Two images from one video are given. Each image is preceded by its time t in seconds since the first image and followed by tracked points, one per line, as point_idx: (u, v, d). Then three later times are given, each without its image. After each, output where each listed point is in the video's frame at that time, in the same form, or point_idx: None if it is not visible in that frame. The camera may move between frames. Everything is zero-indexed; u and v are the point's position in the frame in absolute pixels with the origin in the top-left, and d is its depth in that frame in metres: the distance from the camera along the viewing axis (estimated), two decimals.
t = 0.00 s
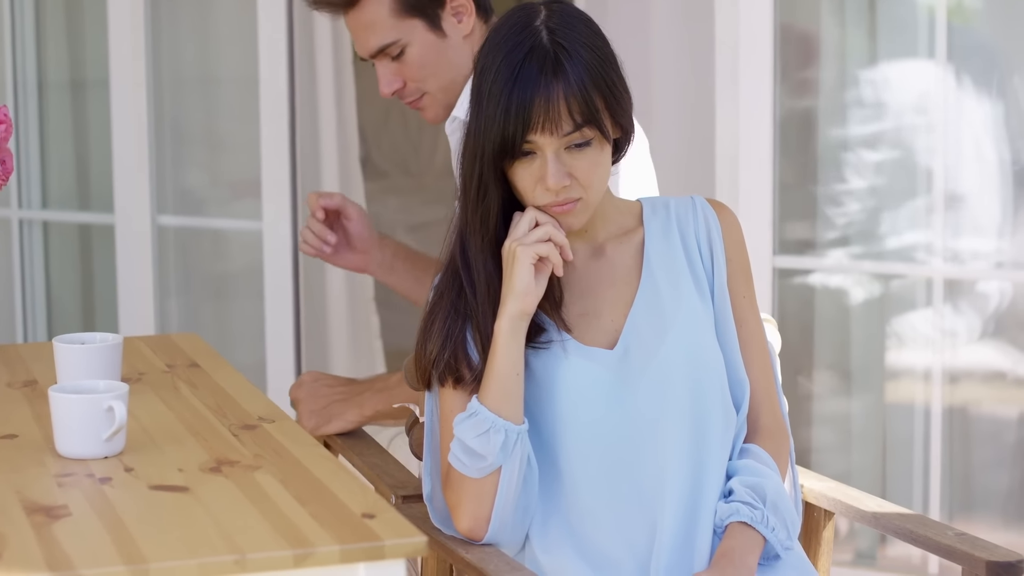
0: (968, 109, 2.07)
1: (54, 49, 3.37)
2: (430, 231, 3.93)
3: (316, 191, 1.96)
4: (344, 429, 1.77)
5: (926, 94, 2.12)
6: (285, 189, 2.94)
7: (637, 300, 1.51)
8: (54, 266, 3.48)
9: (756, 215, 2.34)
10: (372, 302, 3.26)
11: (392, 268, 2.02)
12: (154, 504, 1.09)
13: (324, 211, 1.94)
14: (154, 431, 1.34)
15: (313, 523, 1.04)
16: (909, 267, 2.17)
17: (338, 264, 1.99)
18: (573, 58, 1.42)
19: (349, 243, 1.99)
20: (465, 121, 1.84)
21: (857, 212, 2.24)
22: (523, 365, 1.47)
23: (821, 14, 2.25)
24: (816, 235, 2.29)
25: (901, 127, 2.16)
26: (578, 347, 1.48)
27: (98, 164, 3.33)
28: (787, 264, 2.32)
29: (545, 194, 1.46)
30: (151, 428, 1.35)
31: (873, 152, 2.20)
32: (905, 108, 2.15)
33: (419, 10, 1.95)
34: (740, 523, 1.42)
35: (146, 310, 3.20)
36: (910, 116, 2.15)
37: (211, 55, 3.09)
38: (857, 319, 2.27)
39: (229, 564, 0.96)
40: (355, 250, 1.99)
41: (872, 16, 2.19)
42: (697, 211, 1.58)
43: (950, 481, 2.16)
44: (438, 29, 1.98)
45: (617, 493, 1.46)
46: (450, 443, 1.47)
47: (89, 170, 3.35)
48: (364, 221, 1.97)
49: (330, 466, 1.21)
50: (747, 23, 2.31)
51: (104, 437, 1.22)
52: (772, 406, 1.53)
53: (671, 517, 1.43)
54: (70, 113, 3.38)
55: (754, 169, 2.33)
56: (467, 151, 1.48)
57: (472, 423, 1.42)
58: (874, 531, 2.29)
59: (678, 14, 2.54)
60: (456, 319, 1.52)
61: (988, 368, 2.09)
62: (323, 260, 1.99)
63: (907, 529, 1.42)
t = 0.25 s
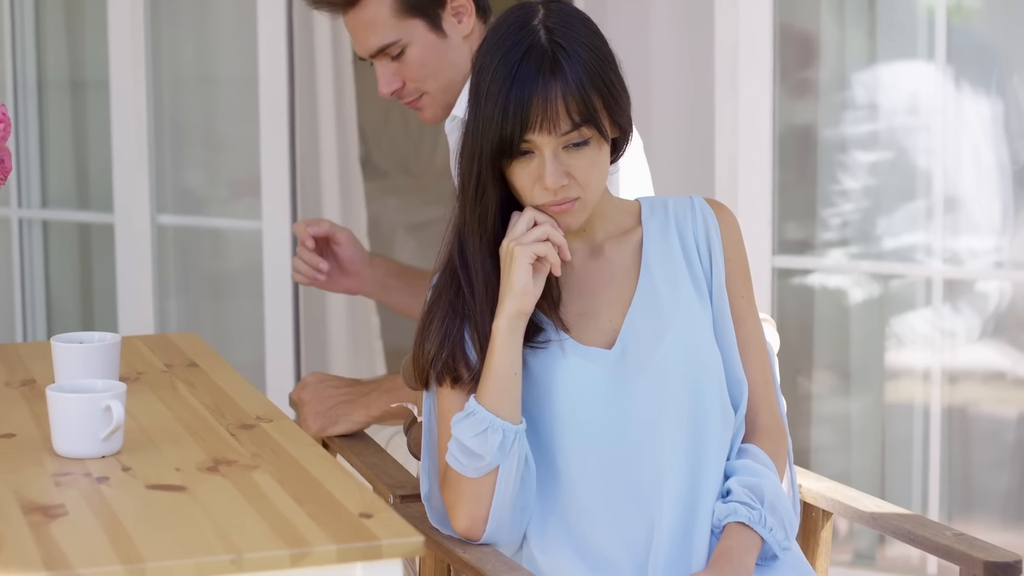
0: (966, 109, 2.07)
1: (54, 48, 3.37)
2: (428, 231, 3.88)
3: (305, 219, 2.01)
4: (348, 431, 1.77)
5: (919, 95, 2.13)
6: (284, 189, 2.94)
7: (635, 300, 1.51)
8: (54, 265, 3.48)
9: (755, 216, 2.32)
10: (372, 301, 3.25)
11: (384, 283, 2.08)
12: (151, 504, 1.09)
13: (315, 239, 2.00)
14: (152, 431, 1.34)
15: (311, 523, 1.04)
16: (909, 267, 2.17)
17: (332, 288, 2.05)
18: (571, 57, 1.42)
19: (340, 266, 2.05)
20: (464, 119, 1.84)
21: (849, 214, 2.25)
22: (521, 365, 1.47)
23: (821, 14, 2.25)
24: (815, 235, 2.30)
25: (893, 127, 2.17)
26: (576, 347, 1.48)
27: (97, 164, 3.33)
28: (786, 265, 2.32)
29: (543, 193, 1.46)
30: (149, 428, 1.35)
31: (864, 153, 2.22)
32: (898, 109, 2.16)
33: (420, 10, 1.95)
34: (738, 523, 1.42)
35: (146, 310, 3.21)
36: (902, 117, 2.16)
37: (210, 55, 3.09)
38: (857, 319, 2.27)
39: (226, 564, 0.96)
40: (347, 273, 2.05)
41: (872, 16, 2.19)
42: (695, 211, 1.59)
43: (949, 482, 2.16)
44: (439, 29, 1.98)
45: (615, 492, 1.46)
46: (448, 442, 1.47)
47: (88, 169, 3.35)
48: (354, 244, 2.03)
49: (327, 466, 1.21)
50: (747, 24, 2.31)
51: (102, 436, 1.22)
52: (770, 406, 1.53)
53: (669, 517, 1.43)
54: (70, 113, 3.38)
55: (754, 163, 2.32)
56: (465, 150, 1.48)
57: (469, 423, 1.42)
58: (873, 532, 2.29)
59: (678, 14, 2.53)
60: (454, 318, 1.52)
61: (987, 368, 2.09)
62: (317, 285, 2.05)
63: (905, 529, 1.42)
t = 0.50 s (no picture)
0: (964, 109, 2.07)
1: (52, 48, 3.37)
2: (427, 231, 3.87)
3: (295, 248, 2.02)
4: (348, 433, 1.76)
5: (915, 96, 2.14)
6: (282, 188, 2.94)
7: (631, 299, 1.51)
8: (52, 265, 3.48)
9: (754, 215, 2.34)
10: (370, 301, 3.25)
11: (374, 304, 2.09)
12: (147, 503, 1.09)
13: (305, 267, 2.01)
14: (148, 430, 1.34)
15: (306, 523, 1.04)
16: (907, 267, 2.16)
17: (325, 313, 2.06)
18: (567, 56, 1.42)
19: (332, 291, 2.06)
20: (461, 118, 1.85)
21: (844, 214, 2.25)
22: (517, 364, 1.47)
23: (818, 14, 2.25)
24: (812, 235, 2.30)
25: (889, 128, 2.17)
26: (572, 347, 1.48)
27: (94, 164, 3.33)
28: (784, 264, 2.34)
29: (540, 193, 1.46)
30: (145, 427, 1.35)
31: (859, 154, 2.22)
32: (894, 110, 2.16)
33: (418, 9, 1.95)
34: (734, 523, 1.42)
35: (144, 310, 3.21)
36: (897, 118, 2.16)
37: (207, 54, 3.09)
38: (855, 319, 2.27)
39: (222, 563, 0.96)
40: (338, 297, 2.06)
41: (869, 16, 2.19)
42: (692, 211, 1.59)
43: (947, 481, 2.16)
44: (437, 30, 1.98)
45: (612, 492, 1.46)
46: (445, 442, 1.47)
47: (86, 170, 3.35)
48: (343, 270, 2.03)
49: (324, 465, 1.21)
50: (744, 23, 2.32)
51: (98, 435, 1.22)
52: (767, 406, 1.53)
53: (665, 517, 1.43)
54: (68, 113, 3.38)
55: (749, 170, 2.34)
56: (461, 149, 1.49)
57: (465, 422, 1.43)
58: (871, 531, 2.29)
59: (676, 13, 2.53)
60: (450, 318, 1.52)
61: (985, 368, 2.09)
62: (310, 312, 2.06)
63: (902, 529, 1.42)
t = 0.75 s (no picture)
0: (964, 109, 2.07)
1: (52, 48, 3.37)
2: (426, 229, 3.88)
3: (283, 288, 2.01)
4: (349, 432, 1.77)
5: (914, 97, 2.13)
6: (282, 188, 2.94)
7: (630, 299, 1.51)
8: (52, 265, 3.48)
9: (754, 215, 2.35)
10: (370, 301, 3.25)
11: (369, 326, 2.09)
12: (146, 504, 1.09)
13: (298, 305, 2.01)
14: (147, 430, 1.34)
15: (305, 523, 1.04)
16: (908, 267, 2.16)
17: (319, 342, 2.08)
18: (566, 56, 1.42)
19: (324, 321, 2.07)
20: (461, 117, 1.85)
21: (843, 214, 2.25)
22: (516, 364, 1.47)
23: (818, 14, 2.25)
24: (812, 235, 2.30)
25: (888, 129, 2.17)
26: (571, 346, 1.48)
27: (94, 164, 3.33)
28: (784, 264, 2.34)
29: (539, 192, 1.46)
30: (144, 427, 1.35)
31: (857, 155, 2.22)
32: (892, 111, 2.16)
33: (417, 9, 1.95)
34: (733, 523, 1.42)
35: (144, 309, 3.21)
36: (896, 119, 2.16)
37: (207, 54, 3.09)
38: (855, 319, 2.27)
39: (220, 563, 0.96)
40: (331, 328, 2.07)
41: (869, 15, 2.19)
42: (691, 210, 1.59)
43: (947, 481, 2.16)
44: (437, 29, 1.98)
45: (610, 492, 1.46)
46: (443, 441, 1.47)
47: (86, 170, 3.35)
48: (335, 305, 2.04)
49: (322, 465, 1.21)
50: (743, 22, 2.32)
51: (97, 436, 1.22)
52: (766, 405, 1.53)
53: (664, 517, 1.43)
54: (67, 113, 3.38)
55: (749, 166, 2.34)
56: (459, 149, 1.49)
57: (464, 422, 1.43)
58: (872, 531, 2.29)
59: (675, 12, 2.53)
60: (449, 318, 1.53)
61: (985, 367, 2.08)
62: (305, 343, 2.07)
63: (902, 528, 1.42)
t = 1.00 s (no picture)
0: (964, 109, 2.07)
1: (52, 48, 3.37)
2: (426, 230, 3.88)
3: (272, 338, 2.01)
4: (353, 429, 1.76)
5: (914, 97, 2.13)
6: (282, 187, 2.94)
7: (629, 299, 1.51)
8: (52, 265, 3.48)
9: (753, 215, 2.34)
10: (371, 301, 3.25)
11: (370, 353, 2.08)
12: (144, 504, 1.09)
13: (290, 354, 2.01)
14: (146, 430, 1.34)
15: (303, 523, 1.04)
16: (908, 267, 2.16)
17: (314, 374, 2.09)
18: (565, 55, 1.42)
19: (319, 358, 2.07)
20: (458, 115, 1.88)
21: (842, 215, 2.26)
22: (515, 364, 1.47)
23: (818, 13, 2.25)
24: (812, 235, 2.30)
25: (887, 130, 2.17)
26: (570, 346, 1.48)
27: (94, 164, 3.33)
28: (784, 264, 2.34)
29: (537, 192, 1.46)
30: (143, 428, 1.35)
31: (856, 156, 2.22)
32: (892, 111, 2.16)
33: (416, 8, 1.95)
34: (733, 523, 1.42)
35: (145, 309, 3.22)
36: (896, 120, 2.16)
37: (207, 53, 3.09)
38: (855, 319, 2.27)
39: (218, 563, 0.96)
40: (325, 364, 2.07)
41: (870, 15, 2.18)
42: (690, 210, 1.59)
43: (947, 481, 2.15)
44: (436, 28, 1.98)
45: (609, 492, 1.46)
46: (442, 441, 1.47)
47: (86, 169, 3.35)
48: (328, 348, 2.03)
49: (321, 466, 1.21)
50: (743, 21, 2.32)
51: (96, 436, 1.22)
52: (765, 405, 1.53)
53: (663, 517, 1.43)
54: (68, 112, 3.38)
55: (750, 160, 2.34)
56: (459, 149, 1.49)
57: (463, 422, 1.43)
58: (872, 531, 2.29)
59: (676, 12, 2.53)
60: (448, 317, 1.53)
61: (986, 367, 2.08)
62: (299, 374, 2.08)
63: (900, 529, 1.42)
